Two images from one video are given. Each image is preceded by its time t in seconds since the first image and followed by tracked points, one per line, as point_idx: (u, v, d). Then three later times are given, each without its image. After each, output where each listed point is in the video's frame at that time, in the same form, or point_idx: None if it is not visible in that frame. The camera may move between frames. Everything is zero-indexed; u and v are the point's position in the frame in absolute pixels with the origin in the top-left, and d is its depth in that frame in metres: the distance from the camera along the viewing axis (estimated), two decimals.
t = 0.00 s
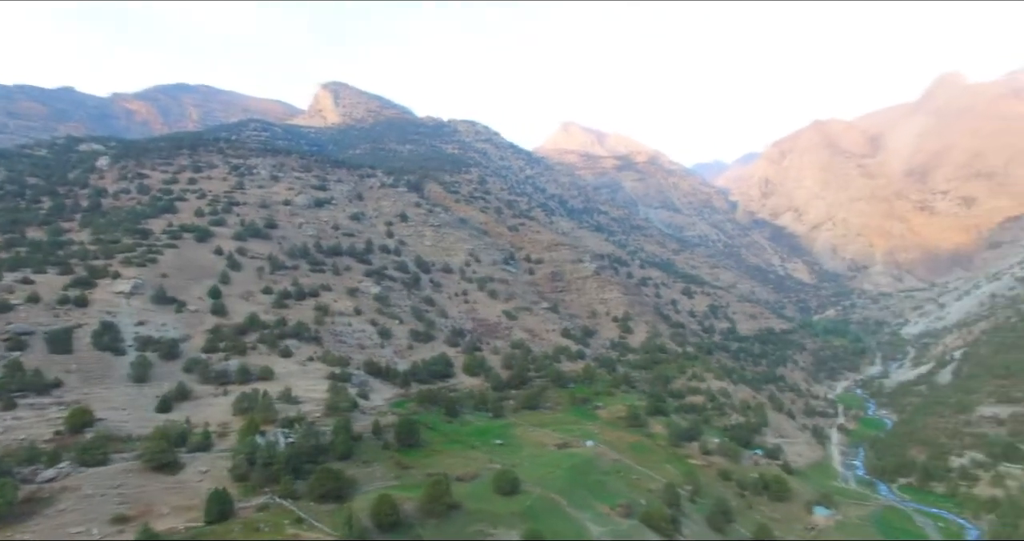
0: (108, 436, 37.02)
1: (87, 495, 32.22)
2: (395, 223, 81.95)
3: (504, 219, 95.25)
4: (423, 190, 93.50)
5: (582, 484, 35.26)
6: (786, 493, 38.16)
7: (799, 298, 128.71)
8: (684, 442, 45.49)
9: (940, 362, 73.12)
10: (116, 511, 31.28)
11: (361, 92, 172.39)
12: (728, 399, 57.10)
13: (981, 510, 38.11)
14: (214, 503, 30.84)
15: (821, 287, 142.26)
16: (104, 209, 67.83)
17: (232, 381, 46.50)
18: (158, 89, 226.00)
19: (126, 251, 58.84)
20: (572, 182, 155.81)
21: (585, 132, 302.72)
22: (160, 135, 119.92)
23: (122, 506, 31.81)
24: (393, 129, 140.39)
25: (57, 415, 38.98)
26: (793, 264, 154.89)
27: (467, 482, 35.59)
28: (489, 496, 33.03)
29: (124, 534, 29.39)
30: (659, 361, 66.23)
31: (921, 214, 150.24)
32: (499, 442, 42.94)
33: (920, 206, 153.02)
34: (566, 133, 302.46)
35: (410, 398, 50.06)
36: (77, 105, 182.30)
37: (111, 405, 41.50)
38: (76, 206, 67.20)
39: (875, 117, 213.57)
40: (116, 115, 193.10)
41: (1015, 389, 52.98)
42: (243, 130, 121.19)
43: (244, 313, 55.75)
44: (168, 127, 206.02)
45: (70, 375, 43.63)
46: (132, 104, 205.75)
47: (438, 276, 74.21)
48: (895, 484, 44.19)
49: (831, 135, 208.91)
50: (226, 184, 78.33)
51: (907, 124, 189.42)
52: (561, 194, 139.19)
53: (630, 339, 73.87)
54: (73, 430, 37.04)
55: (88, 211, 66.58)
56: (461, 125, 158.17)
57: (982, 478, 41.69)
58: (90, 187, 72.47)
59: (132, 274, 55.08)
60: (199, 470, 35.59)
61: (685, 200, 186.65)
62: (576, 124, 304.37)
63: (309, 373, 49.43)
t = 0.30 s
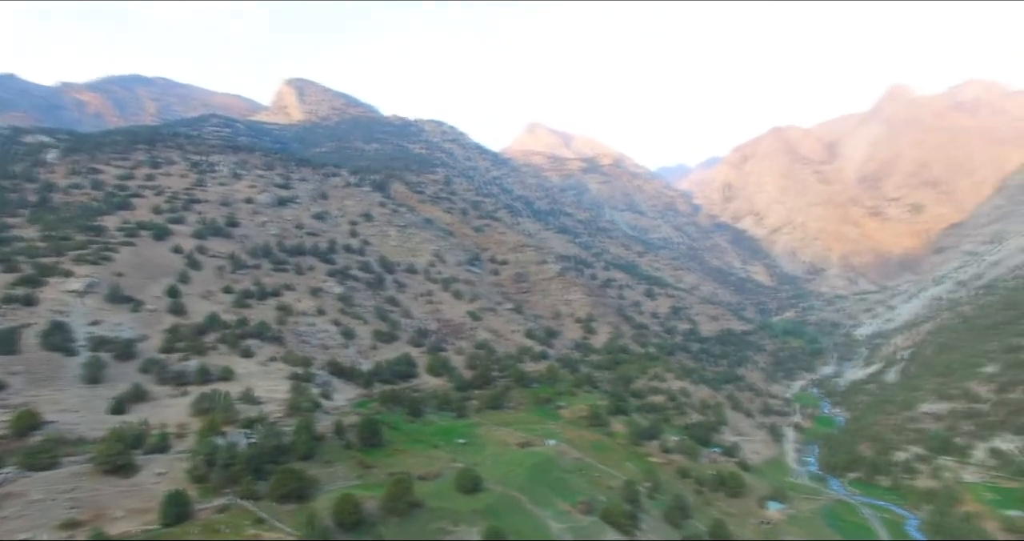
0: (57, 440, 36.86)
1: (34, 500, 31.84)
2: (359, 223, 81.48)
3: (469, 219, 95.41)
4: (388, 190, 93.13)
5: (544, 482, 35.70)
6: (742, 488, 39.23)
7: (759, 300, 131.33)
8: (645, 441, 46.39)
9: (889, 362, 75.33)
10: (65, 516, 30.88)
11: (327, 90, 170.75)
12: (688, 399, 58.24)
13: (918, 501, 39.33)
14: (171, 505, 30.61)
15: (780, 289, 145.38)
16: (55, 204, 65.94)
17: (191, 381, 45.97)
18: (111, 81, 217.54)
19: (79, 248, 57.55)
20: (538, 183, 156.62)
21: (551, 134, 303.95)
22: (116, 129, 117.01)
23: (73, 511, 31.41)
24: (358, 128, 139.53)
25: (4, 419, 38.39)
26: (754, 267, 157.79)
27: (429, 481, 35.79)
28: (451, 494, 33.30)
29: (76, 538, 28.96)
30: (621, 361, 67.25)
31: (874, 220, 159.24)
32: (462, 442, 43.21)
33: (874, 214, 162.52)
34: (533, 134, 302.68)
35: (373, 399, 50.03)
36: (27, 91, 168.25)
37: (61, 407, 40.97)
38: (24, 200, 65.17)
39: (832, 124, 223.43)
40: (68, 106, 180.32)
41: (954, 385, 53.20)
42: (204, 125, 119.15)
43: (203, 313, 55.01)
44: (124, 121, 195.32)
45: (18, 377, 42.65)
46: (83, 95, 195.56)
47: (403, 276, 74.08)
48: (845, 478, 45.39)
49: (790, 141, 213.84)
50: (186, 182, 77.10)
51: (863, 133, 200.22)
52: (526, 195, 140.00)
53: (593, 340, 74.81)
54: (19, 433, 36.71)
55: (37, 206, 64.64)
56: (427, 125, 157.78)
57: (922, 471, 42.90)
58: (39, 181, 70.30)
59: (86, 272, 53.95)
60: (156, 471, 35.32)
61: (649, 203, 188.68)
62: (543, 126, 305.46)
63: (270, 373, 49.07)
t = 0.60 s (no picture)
0: (11, 443, 36.80)
1: None
2: (327, 222, 80.92)
3: (438, 220, 95.39)
4: (356, 189, 92.69)
5: (509, 480, 36.08)
6: (704, 485, 40.07)
7: (724, 301, 133.42)
8: (610, 439, 47.13)
9: (847, 362, 77.21)
10: (19, 522, 30.95)
11: (295, 87, 168.03)
12: (653, 398, 59.20)
13: (870, 493, 40.81)
14: (131, 507, 30.45)
15: (744, 291, 147.85)
16: (9, 199, 64.21)
17: (154, 381, 45.48)
18: (68, 72, 211.55)
19: (35, 245, 56.30)
20: (507, 184, 157.13)
21: (522, 134, 304.38)
22: (76, 122, 114.31)
23: (27, 515, 31.50)
24: (327, 126, 138.54)
25: None
26: (720, 269, 160.22)
27: (395, 479, 35.95)
28: (417, 493, 33.51)
29: None
30: (587, 362, 68.06)
31: (835, 226, 165.25)
32: (429, 441, 43.41)
33: (834, 219, 168.72)
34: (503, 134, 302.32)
35: (340, 399, 49.97)
36: None
37: (15, 409, 40.52)
38: None
39: (792, 129, 230.78)
40: (16, 98, 175.47)
41: (905, 382, 53.84)
42: (167, 120, 117.04)
43: (166, 312, 54.31)
44: (79, 113, 188.35)
45: None
46: (37, 85, 189.22)
47: (370, 276, 73.87)
48: (804, 474, 47.08)
49: (755, 146, 217.29)
50: (148, 178, 75.73)
51: (823, 139, 207.31)
52: (496, 196, 140.53)
53: (560, 340, 75.54)
54: None
55: None
56: (397, 124, 157.20)
57: (874, 465, 44.03)
58: None
59: (42, 270, 52.87)
60: (115, 474, 35.21)
61: (617, 205, 190.38)
62: (513, 127, 305.87)
63: (235, 373, 48.73)
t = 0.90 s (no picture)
0: None
1: None
2: (301, 222, 80.35)
3: (414, 220, 95.25)
4: (332, 189, 92.25)
5: (483, 478, 36.38)
6: (675, 482, 40.72)
7: (698, 302, 134.86)
8: (583, 438, 47.63)
9: (816, 362, 78.65)
10: None
11: (270, 84, 166.67)
12: (626, 398, 59.84)
13: (836, 489, 41.89)
14: (99, 508, 30.29)
15: (718, 292, 149.62)
16: None
17: (124, 381, 45.07)
18: (32, 64, 205.19)
19: None
20: (484, 185, 157.26)
21: (499, 135, 304.41)
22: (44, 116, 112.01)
23: None
24: (302, 125, 137.62)
25: None
26: (694, 271, 162.01)
27: (369, 478, 36.07)
28: (391, 491, 33.67)
29: None
30: (562, 362, 68.60)
31: (807, 228, 167.71)
32: (403, 441, 43.55)
33: (805, 222, 171.49)
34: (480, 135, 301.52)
35: (314, 399, 49.87)
36: None
37: None
38: None
39: (765, 132, 233.60)
40: None
41: (870, 382, 55.05)
42: (138, 115, 115.17)
43: (137, 312, 53.74)
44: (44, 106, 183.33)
45: None
46: None
47: (346, 276, 73.61)
48: (772, 472, 48.12)
49: (729, 149, 219.73)
50: (117, 174, 74.52)
51: (796, 143, 210.54)
52: (472, 196, 140.62)
53: (535, 341, 76.01)
54: None
55: None
56: (374, 124, 156.45)
57: (839, 462, 45.02)
58: None
59: (7, 269, 52.01)
60: (83, 475, 34.97)
61: (593, 206, 191.42)
62: (490, 127, 305.81)
63: (208, 373, 48.43)
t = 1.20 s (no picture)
0: None
1: None
2: (277, 222, 79.88)
3: (391, 220, 95.11)
4: (308, 188, 91.80)
5: (457, 477, 36.67)
6: (647, 480, 41.39)
7: (673, 304, 136.23)
8: (557, 437, 48.16)
9: (786, 363, 80.02)
10: None
11: (245, 81, 165.13)
12: (600, 398, 60.50)
13: (803, 485, 42.92)
14: (67, 509, 30.18)
15: (693, 294, 151.27)
16: None
17: (93, 382, 44.69)
18: None
19: None
20: (462, 185, 157.33)
21: (477, 135, 304.16)
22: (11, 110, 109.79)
23: None
24: (278, 123, 136.60)
25: None
26: (670, 272, 163.63)
27: (344, 477, 36.21)
28: (365, 490, 33.86)
29: None
30: (537, 362, 69.13)
31: (781, 231, 170.23)
32: (378, 440, 43.71)
33: (778, 225, 174.01)
34: (458, 134, 300.33)
35: (288, 399, 49.80)
36: None
37: None
38: None
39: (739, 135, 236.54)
40: None
41: (837, 381, 56.24)
42: (109, 110, 113.41)
43: (107, 311, 53.21)
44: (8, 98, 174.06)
45: None
46: None
47: (322, 276, 73.36)
48: (742, 470, 49.10)
49: (704, 152, 221.84)
50: (87, 171, 73.38)
51: (771, 147, 213.41)
52: (450, 196, 140.66)
53: (511, 341, 76.51)
54: None
55: None
56: (351, 123, 155.75)
57: (807, 459, 46.05)
58: None
59: None
60: (50, 477, 34.77)
61: (571, 207, 192.29)
62: (468, 127, 305.50)
63: (180, 373, 48.15)
